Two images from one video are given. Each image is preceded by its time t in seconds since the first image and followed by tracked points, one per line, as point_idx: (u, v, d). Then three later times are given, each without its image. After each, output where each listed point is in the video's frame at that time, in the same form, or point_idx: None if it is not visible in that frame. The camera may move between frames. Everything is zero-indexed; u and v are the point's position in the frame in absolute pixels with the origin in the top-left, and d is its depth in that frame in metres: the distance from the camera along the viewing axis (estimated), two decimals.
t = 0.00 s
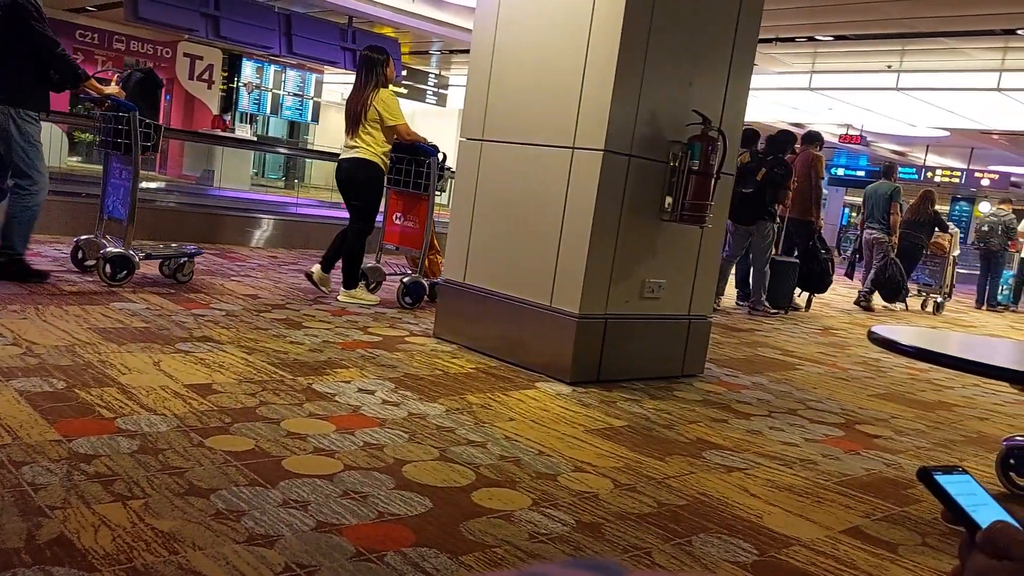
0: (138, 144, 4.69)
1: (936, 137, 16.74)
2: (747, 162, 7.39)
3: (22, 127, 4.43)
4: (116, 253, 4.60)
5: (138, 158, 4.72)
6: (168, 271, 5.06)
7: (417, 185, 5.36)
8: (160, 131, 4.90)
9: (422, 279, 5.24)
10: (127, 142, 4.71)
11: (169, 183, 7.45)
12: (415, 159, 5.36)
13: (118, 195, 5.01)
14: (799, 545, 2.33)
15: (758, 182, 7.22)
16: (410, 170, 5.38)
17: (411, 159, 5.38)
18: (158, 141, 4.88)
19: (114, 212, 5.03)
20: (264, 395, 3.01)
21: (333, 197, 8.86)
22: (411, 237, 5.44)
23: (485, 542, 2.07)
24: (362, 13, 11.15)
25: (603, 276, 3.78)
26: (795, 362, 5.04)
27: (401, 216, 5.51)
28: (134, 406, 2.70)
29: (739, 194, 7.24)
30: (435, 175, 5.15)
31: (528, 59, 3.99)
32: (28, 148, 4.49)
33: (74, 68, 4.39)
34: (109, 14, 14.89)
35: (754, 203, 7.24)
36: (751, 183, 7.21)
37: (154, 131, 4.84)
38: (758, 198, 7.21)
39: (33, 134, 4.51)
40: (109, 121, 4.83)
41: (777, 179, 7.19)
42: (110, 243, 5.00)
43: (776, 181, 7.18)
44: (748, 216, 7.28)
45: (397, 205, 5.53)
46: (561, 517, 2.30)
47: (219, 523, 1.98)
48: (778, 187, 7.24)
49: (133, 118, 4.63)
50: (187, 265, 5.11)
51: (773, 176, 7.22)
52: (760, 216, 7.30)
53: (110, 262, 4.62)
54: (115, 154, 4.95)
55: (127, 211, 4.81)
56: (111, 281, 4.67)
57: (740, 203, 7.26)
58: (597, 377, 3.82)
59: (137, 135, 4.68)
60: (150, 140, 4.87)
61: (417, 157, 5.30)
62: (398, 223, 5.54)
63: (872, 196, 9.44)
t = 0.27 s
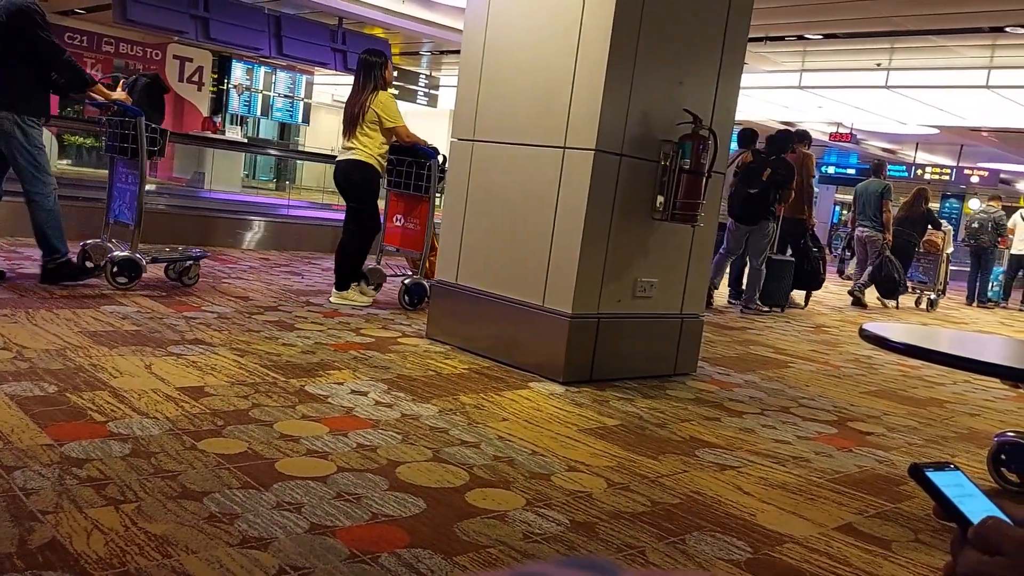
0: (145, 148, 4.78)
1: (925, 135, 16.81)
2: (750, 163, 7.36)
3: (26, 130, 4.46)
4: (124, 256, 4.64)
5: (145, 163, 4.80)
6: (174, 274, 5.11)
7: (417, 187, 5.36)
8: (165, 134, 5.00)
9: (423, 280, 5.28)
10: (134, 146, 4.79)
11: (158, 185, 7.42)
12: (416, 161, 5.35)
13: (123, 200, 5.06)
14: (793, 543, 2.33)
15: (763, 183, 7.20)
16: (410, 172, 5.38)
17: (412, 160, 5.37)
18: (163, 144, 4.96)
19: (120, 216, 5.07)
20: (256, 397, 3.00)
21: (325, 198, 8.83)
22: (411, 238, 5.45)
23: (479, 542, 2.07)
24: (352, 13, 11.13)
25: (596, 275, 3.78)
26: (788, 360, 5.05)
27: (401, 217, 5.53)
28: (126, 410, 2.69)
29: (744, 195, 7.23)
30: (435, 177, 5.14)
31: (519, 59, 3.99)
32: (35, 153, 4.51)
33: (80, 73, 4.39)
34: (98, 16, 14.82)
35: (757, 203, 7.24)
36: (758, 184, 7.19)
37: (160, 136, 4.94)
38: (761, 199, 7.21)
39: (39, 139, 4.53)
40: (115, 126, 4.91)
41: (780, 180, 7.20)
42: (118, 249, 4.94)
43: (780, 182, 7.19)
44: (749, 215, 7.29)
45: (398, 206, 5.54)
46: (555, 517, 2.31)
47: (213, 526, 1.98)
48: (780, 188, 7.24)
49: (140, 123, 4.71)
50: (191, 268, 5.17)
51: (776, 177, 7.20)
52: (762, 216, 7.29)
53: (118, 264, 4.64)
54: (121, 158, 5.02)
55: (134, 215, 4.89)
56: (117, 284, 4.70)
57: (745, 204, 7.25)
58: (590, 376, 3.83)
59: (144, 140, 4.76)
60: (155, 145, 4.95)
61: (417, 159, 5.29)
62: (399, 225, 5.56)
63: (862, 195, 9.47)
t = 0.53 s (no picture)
0: (151, 154, 4.87)
1: (913, 133, 16.89)
2: (744, 162, 7.35)
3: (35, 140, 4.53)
4: (131, 260, 4.70)
5: (151, 168, 4.89)
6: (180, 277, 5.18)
7: (417, 189, 5.35)
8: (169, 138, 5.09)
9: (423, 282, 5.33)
10: (141, 151, 4.87)
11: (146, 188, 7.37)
12: (416, 164, 5.36)
13: (129, 204, 5.18)
14: (785, 540, 2.34)
15: (758, 181, 7.20)
16: (410, 175, 5.38)
17: (411, 163, 5.38)
18: (169, 149, 5.07)
19: (126, 220, 5.20)
20: (247, 401, 2.99)
21: (315, 201, 8.76)
22: (411, 241, 5.42)
23: (472, 543, 2.07)
24: (341, 14, 11.10)
25: (587, 275, 3.78)
26: (779, 358, 5.07)
27: (402, 219, 5.50)
28: (116, 414, 2.68)
29: (739, 194, 7.24)
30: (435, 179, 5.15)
31: (508, 60, 3.99)
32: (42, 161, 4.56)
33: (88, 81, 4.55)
34: (84, 19, 14.73)
35: (752, 202, 7.23)
36: (753, 182, 7.19)
37: (164, 140, 5.04)
38: (756, 197, 7.21)
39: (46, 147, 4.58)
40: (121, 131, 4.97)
41: (774, 179, 7.18)
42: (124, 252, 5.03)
43: (774, 181, 7.18)
44: (745, 214, 7.30)
45: (398, 209, 5.51)
46: (548, 517, 2.30)
47: (204, 530, 1.97)
48: (775, 187, 7.22)
49: (146, 129, 4.81)
50: (197, 271, 5.25)
51: (771, 175, 7.19)
52: (757, 215, 7.30)
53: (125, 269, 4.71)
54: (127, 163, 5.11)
55: (141, 220, 5.00)
56: (126, 288, 4.77)
57: (740, 203, 7.26)
58: (582, 376, 3.83)
59: (150, 145, 4.85)
60: (161, 149, 5.05)
61: (417, 162, 5.30)
62: (399, 227, 5.53)
63: (853, 193, 9.44)
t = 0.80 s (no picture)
0: (153, 156, 4.85)
1: (902, 131, 16.98)
2: (730, 160, 7.39)
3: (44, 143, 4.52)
4: (132, 262, 4.74)
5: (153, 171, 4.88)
6: (183, 279, 5.21)
7: (417, 191, 5.34)
8: (173, 142, 5.05)
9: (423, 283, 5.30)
10: (144, 154, 4.86)
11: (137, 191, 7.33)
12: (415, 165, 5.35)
13: (133, 207, 5.20)
14: (778, 538, 2.34)
15: (744, 179, 7.26)
16: (410, 176, 5.36)
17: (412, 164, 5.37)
18: (171, 152, 5.03)
19: (131, 223, 5.22)
20: (239, 403, 2.97)
21: (308, 202, 8.71)
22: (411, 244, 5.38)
23: (466, 544, 2.06)
24: (331, 15, 11.07)
25: (579, 274, 3.78)
26: (771, 356, 5.08)
27: (401, 221, 5.44)
28: (107, 417, 2.66)
29: (724, 192, 7.30)
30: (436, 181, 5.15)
31: (499, 60, 3.99)
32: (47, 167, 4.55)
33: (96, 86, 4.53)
34: (71, 21, 14.65)
35: (740, 200, 7.29)
36: (738, 180, 7.26)
37: (167, 143, 5.00)
38: (744, 195, 7.27)
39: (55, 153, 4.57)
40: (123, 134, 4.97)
41: (762, 176, 7.26)
42: (126, 255, 5.09)
43: (762, 178, 7.24)
44: (735, 212, 7.35)
45: (397, 210, 5.45)
46: (542, 517, 2.30)
47: (197, 533, 1.96)
48: (764, 184, 7.30)
49: (148, 132, 4.79)
50: (201, 275, 5.27)
51: (758, 173, 7.26)
52: (745, 212, 7.33)
53: (126, 271, 4.75)
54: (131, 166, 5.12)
55: (143, 223, 5.01)
56: (125, 291, 4.80)
57: (727, 201, 7.32)
58: (575, 375, 3.83)
59: (151, 148, 4.83)
60: (164, 153, 5.02)
61: (417, 163, 5.29)
62: (399, 228, 5.45)
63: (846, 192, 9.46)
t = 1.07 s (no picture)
0: (156, 160, 4.88)
1: (891, 129, 17.05)
2: (714, 161, 7.56)
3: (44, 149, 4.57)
4: (134, 267, 4.69)
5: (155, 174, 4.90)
6: (188, 282, 5.24)
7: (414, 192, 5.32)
8: (175, 146, 5.02)
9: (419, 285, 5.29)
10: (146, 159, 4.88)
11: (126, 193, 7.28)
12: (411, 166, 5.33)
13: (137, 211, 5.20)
14: (770, 535, 2.35)
15: (725, 177, 7.37)
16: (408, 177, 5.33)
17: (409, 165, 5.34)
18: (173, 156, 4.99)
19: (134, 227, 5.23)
20: (231, 405, 2.97)
21: (299, 203, 8.69)
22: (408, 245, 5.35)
23: (459, 545, 2.07)
24: (321, 16, 11.05)
25: (571, 274, 3.79)
26: (762, 354, 5.10)
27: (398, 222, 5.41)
28: (98, 421, 2.65)
29: (705, 192, 7.44)
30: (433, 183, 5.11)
31: (489, 60, 3.99)
32: (47, 171, 4.60)
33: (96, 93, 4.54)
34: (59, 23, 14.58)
35: (721, 198, 7.38)
36: (718, 180, 7.39)
37: (169, 146, 4.96)
38: (726, 193, 7.35)
39: (55, 157, 4.62)
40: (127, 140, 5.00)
41: (742, 174, 7.30)
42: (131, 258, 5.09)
43: (743, 175, 7.28)
44: (717, 211, 7.44)
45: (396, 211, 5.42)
46: (535, 517, 2.31)
47: (189, 536, 1.95)
48: (746, 182, 7.32)
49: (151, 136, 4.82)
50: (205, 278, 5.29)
51: (738, 171, 7.33)
52: (731, 211, 7.40)
53: (128, 276, 4.72)
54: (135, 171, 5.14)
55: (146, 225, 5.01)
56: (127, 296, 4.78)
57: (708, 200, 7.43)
58: (567, 375, 3.83)
59: (154, 151, 4.85)
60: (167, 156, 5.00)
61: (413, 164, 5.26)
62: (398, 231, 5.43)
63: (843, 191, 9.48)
